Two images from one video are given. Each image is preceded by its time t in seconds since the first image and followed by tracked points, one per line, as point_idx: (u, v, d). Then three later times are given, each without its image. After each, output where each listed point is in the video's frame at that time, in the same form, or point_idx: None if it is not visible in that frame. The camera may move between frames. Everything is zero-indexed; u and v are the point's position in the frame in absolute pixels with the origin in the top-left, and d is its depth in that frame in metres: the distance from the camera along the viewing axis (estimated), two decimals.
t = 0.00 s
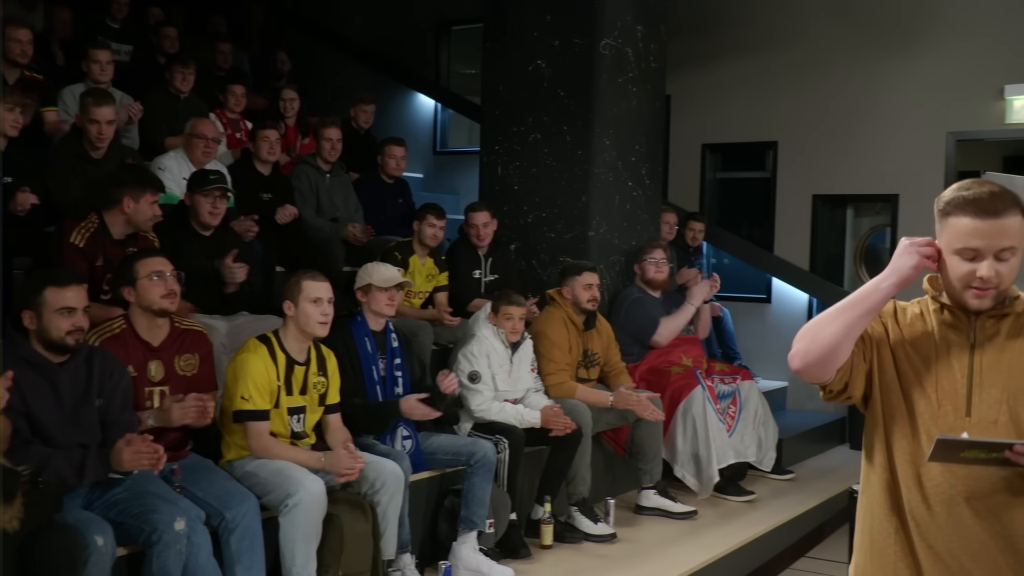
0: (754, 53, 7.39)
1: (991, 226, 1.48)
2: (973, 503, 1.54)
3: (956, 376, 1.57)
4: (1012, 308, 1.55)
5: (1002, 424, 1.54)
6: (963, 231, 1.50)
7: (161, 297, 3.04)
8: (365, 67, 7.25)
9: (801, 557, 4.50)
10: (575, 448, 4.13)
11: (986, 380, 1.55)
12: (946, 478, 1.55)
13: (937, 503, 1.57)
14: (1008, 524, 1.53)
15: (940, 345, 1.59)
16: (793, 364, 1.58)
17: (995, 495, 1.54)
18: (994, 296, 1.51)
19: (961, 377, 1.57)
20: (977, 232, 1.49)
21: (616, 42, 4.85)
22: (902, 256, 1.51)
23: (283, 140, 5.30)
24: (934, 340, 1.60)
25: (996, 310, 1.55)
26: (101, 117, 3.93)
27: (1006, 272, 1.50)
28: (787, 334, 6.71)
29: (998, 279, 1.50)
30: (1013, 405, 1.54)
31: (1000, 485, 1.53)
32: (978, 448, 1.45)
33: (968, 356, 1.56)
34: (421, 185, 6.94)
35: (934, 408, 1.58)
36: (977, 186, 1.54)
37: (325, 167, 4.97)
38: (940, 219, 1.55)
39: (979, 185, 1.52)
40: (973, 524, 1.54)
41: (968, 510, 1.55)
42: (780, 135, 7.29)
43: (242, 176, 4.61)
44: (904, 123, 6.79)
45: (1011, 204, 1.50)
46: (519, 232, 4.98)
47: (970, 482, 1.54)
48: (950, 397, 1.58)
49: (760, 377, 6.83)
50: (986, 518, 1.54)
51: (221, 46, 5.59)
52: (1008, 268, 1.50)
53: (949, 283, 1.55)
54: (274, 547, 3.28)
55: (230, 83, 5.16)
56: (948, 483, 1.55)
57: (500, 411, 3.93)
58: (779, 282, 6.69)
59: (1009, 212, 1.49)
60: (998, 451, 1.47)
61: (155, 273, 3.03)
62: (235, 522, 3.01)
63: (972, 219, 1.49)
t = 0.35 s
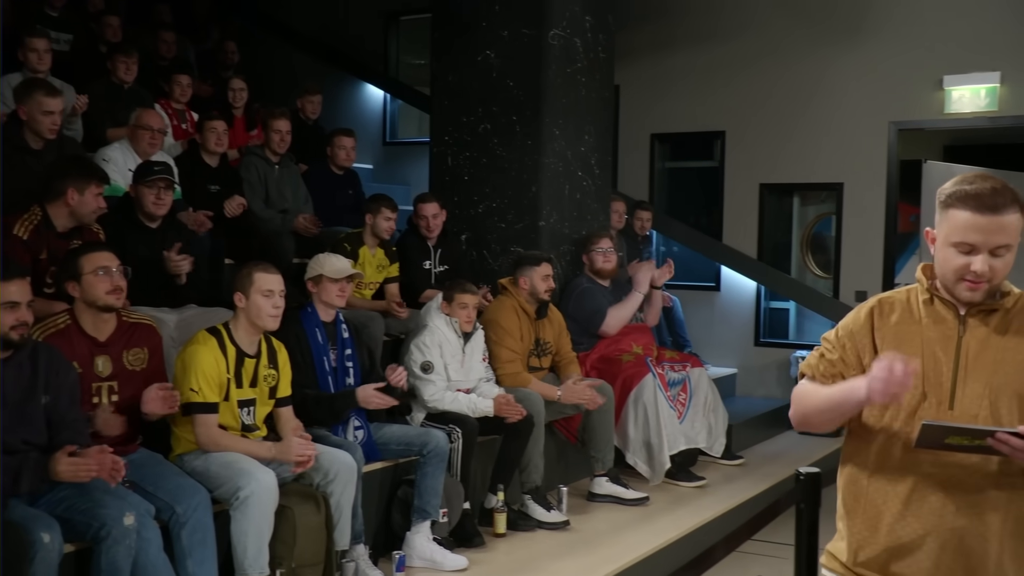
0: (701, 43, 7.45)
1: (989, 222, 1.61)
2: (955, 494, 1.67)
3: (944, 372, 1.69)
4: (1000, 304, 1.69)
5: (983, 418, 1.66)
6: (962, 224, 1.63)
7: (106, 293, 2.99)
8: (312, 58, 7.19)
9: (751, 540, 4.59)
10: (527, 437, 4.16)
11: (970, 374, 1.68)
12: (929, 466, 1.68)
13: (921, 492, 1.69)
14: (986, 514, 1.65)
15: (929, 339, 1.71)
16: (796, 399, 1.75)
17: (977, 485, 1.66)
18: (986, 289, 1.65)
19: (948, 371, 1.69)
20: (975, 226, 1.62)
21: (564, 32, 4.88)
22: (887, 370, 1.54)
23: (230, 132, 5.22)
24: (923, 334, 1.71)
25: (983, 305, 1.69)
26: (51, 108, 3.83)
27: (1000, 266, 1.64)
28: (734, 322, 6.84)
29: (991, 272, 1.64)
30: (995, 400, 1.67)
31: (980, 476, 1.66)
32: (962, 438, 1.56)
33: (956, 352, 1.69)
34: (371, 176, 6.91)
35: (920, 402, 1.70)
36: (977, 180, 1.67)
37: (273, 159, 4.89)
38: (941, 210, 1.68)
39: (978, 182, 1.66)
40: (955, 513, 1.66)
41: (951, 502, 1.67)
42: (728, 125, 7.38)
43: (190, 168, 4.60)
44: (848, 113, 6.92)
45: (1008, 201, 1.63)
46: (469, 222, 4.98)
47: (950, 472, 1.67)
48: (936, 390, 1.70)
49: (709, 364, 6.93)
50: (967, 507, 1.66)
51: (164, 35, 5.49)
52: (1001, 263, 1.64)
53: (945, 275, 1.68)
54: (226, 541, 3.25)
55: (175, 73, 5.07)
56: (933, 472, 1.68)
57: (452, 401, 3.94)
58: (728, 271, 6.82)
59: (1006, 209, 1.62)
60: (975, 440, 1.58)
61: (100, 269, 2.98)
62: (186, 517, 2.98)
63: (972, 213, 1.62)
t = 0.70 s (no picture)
0: (661, 32, 7.47)
1: (940, 213, 1.66)
2: (914, 483, 1.71)
3: (902, 363, 1.74)
4: (953, 294, 1.74)
5: (940, 406, 1.72)
6: (914, 216, 1.68)
7: (61, 285, 2.95)
8: (270, 45, 7.12)
9: (709, 524, 4.65)
10: (488, 424, 4.17)
11: (925, 364, 1.73)
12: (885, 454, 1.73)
13: (882, 481, 1.73)
14: (943, 498, 1.70)
15: (886, 330, 1.76)
16: (771, 403, 1.87)
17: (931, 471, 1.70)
18: (939, 279, 1.69)
19: (905, 361, 1.74)
20: (926, 217, 1.67)
21: (524, 21, 4.89)
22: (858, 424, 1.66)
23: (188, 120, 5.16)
24: (880, 325, 1.76)
25: (936, 296, 1.74)
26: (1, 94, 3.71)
27: (952, 256, 1.69)
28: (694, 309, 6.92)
29: (944, 263, 1.68)
30: (951, 391, 1.72)
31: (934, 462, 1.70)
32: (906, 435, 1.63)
33: (912, 343, 1.74)
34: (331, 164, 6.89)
35: (880, 392, 1.76)
36: (928, 172, 1.71)
37: (232, 147, 4.87)
38: (894, 202, 1.73)
39: (926, 174, 1.71)
40: (915, 500, 1.71)
41: (911, 489, 1.71)
42: (688, 114, 7.42)
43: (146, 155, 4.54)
44: (805, 103, 7.00)
45: (959, 191, 1.68)
46: (431, 210, 5.00)
47: (908, 460, 1.71)
48: (895, 379, 1.75)
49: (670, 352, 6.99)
50: (924, 493, 1.71)
51: (118, 21, 5.40)
52: (953, 253, 1.69)
53: (899, 266, 1.73)
54: (184, 531, 3.23)
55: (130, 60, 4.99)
56: (892, 461, 1.72)
57: (414, 389, 3.93)
58: (688, 259, 6.88)
59: (956, 200, 1.67)
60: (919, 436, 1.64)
61: (54, 259, 2.93)
62: (143, 506, 2.96)
63: (923, 204, 1.67)
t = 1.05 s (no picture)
0: (623, 23, 7.47)
1: (892, 202, 1.69)
2: (872, 467, 1.74)
3: (859, 349, 1.77)
4: (906, 282, 1.77)
5: (897, 391, 1.74)
6: (867, 206, 1.70)
7: (14, 277, 2.90)
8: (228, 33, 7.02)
9: (670, 513, 4.69)
10: (449, 415, 4.17)
11: (882, 350, 1.76)
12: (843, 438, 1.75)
13: (842, 466, 1.76)
14: (900, 482, 1.73)
15: (842, 318, 1.78)
16: (729, 392, 1.89)
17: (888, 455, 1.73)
18: (893, 267, 1.72)
19: (862, 347, 1.77)
20: (879, 207, 1.69)
21: (485, 11, 4.88)
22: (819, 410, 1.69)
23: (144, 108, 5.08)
24: (836, 312, 1.79)
25: (891, 284, 1.77)
26: None
27: (905, 244, 1.72)
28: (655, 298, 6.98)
29: (896, 252, 1.71)
30: (907, 375, 1.74)
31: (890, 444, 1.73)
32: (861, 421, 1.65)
33: (868, 329, 1.77)
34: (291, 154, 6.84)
35: (838, 378, 1.78)
36: (879, 162, 1.74)
37: (191, 137, 4.81)
38: (847, 193, 1.75)
39: (878, 164, 1.73)
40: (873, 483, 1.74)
41: (870, 474, 1.75)
42: (650, 105, 7.44)
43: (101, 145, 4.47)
44: (766, 94, 7.05)
45: (910, 180, 1.71)
46: (392, 201, 4.98)
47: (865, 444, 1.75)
48: (852, 365, 1.77)
49: (631, 342, 7.04)
50: (881, 477, 1.74)
51: (71, 7, 5.30)
52: (905, 242, 1.72)
53: (854, 255, 1.75)
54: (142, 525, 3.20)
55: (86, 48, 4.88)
56: (851, 447, 1.76)
57: (373, 380, 3.92)
58: (651, 249, 6.95)
59: (907, 188, 1.70)
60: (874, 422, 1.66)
61: (7, 251, 2.89)
62: (99, 500, 2.93)
63: (876, 194, 1.70)
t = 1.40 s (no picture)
0: (592, 16, 7.47)
1: (851, 193, 1.70)
2: (834, 456, 1.75)
3: (821, 338, 1.78)
4: (866, 273, 1.79)
5: (858, 380, 1.75)
6: (826, 197, 1.72)
7: None
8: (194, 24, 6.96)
9: (637, 504, 4.71)
10: (417, 407, 4.18)
11: (844, 340, 1.77)
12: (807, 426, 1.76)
13: (805, 455, 1.77)
14: (862, 470, 1.74)
15: (805, 308, 1.79)
16: (692, 383, 1.89)
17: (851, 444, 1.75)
18: (853, 257, 1.73)
19: (824, 337, 1.78)
20: (839, 198, 1.71)
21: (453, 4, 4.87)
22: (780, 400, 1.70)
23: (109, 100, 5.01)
24: (799, 303, 1.80)
25: (851, 275, 1.79)
26: None
27: (865, 234, 1.73)
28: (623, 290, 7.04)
29: (856, 242, 1.72)
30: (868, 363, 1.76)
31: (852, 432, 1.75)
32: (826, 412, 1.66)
33: (830, 320, 1.78)
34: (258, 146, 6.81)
35: (800, 368, 1.78)
36: (838, 154, 1.76)
37: (155, 129, 4.75)
38: (806, 185, 1.76)
39: (837, 156, 1.75)
40: (835, 472, 1.75)
41: (832, 462, 1.76)
42: (619, 98, 7.45)
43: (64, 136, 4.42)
44: (734, 88, 7.09)
45: (868, 172, 1.72)
46: (360, 193, 4.97)
47: (828, 432, 1.76)
48: (814, 354, 1.78)
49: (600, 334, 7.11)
50: (843, 464, 1.75)
51: None
52: (865, 233, 1.73)
53: (814, 246, 1.76)
54: (104, 520, 3.16)
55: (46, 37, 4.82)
56: (813, 436, 1.76)
57: (340, 372, 3.93)
58: (620, 242, 6.97)
59: (866, 179, 1.71)
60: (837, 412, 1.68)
61: None
62: (60, 494, 2.89)
63: (835, 184, 1.71)
